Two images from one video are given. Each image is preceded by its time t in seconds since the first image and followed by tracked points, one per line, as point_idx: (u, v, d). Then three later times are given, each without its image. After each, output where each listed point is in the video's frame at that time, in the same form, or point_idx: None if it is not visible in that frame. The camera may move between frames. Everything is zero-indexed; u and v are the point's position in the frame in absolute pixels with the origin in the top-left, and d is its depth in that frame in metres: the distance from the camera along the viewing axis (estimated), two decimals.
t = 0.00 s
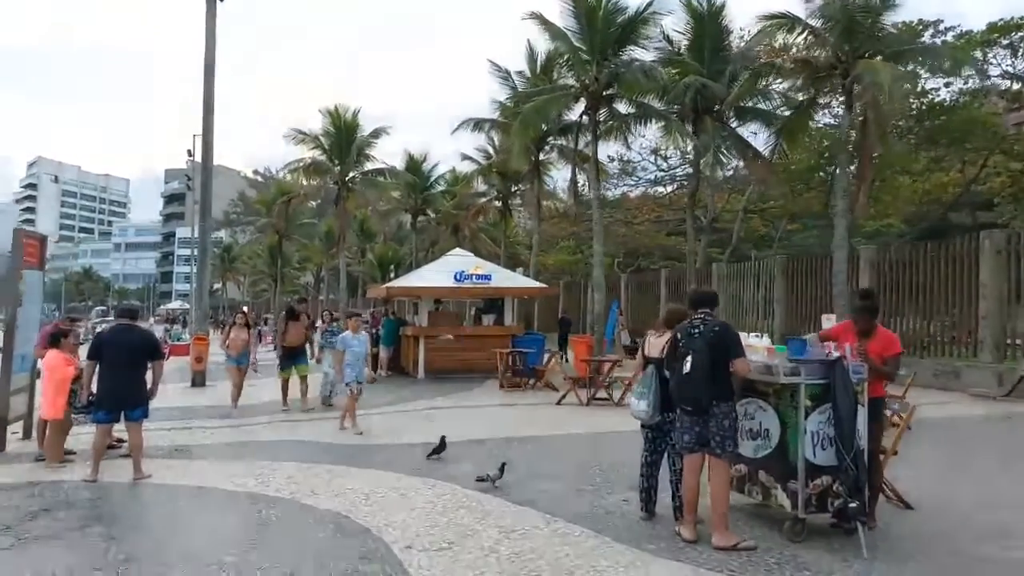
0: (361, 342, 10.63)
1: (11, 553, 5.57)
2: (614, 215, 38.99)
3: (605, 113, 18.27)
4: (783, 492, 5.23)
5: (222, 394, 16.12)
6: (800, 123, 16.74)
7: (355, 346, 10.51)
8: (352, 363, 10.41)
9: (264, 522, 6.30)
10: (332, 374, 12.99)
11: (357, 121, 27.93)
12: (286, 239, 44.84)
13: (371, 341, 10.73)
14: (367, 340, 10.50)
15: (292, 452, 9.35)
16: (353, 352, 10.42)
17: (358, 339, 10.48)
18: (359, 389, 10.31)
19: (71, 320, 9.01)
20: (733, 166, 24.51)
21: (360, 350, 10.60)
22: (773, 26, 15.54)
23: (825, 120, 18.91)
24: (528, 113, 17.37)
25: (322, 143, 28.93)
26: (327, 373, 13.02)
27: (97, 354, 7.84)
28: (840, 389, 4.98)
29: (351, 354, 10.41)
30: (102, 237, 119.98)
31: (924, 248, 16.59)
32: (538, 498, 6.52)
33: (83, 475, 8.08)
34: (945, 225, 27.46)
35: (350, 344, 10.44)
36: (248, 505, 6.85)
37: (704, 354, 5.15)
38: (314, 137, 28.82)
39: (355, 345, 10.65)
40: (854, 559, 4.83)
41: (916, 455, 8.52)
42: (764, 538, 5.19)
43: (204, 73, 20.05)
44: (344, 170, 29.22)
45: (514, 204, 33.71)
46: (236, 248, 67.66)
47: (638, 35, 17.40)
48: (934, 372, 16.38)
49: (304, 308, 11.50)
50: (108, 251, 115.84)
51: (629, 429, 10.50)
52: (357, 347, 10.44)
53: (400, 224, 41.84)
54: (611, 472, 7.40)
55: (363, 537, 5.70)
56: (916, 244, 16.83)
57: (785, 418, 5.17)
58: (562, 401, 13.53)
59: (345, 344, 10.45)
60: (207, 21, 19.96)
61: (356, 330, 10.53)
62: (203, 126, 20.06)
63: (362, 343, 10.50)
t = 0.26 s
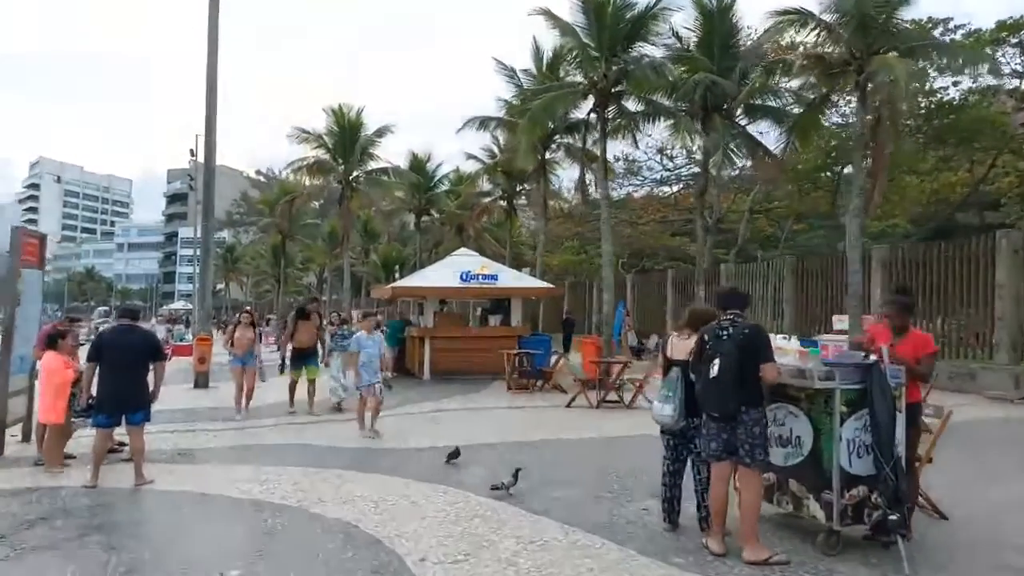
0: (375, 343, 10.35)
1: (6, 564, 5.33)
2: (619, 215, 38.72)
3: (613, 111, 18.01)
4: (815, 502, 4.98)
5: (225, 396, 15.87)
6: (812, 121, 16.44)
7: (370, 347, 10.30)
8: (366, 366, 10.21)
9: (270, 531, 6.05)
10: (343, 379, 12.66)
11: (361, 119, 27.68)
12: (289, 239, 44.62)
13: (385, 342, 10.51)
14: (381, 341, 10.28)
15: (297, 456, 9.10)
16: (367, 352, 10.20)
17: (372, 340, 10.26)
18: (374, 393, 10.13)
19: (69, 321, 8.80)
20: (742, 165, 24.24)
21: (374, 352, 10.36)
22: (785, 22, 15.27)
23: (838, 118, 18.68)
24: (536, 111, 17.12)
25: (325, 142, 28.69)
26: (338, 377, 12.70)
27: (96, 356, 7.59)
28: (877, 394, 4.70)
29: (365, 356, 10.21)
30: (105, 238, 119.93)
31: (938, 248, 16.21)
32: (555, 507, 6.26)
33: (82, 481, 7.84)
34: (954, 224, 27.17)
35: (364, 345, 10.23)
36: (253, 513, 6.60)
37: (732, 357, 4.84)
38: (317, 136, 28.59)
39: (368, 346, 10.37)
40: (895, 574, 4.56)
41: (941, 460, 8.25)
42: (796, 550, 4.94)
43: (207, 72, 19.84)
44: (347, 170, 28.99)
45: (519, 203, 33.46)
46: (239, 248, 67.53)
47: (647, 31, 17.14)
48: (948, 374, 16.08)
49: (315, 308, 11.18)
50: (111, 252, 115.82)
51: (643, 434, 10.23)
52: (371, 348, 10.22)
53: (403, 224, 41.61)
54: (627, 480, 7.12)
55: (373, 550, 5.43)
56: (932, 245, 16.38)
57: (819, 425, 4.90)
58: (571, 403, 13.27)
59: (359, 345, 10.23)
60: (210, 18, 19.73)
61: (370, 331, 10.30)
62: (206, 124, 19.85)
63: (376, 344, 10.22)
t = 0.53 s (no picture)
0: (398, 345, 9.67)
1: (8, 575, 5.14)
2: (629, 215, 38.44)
3: (626, 109, 17.76)
4: (855, 514, 4.74)
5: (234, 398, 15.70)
6: (830, 118, 16.14)
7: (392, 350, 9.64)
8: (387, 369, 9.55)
9: (280, 541, 5.83)
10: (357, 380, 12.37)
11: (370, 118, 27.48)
12: (298, 239, 44.53)
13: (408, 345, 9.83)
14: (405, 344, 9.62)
15: (308, 461, 8.90)
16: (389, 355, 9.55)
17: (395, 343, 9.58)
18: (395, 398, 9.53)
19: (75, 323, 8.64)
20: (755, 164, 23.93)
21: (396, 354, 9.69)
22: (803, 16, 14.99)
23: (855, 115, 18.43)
24: (548, 109, 16.89)
25: (334, 142, 28.51)
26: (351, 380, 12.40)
27: (103, 359, 7.40)
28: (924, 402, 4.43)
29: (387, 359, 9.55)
30: (115, 238, 120.42)
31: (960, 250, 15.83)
32: (576, 517, 6.02)
33: (89, 486, 7.65)
34: (971, 224, 26.77)
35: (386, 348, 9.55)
36: (263, 521, 6.40)
37: (764, 362, 4.46)
38: (326, 135, 28.42)
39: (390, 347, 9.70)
40: None
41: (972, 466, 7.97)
42: (833, 566, 4.70)
43: (216, 71, 19.69)
44: (357, 169, 28.81)
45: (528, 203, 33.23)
46: (248, 249, 67.61)
47: (661, 26, 16.88)
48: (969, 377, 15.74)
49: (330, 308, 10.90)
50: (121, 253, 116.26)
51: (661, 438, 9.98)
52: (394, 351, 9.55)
53: (412, 224, 41.45)
54: (650, 489, 6.88)
55: (390, 562, 5.21)
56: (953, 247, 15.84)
57: (860, 433, 4.65)
58: (585, 405, 13.02)
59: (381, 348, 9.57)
60: (220, 16, 19.58)
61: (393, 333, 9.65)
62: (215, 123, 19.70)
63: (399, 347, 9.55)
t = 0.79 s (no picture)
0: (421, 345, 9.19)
1: None
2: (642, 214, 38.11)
3: (640, 105, 17.51)
4: (897, 523, 4.50)
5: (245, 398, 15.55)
6: (849, 113, 15.81)
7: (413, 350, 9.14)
8: (408, 369, 9.03)
9: (291, 546, 5.63)
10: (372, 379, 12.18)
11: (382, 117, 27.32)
12: (310, 239, 44.52)
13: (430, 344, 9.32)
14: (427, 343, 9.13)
15: (319, 462, 8.73)
16: (410, 355, 9.05)
17: (417, 342, 9.09)
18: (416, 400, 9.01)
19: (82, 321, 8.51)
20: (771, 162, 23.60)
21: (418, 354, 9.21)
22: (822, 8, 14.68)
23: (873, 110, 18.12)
24: (561, 106, 16.68)
25: (346, 141, 28.38)
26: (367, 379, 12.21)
27: (110, 359, 7.25)
28: (970, 402, 4.23)
29: (407, 359, 9.05)
30: (128, 239, 121.14)
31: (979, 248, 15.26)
32: (598, 523, 5.79)
33: (97, 488, 7.50)
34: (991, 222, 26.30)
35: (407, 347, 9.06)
36: (275, 525, 6.21)
37: (798, 361, 4.22)
38: (337, 134, 28.28)
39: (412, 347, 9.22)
40: None
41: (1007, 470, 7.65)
42: None
43: (227, 69, 19.61)
44: (368, 168, 28.67)
45: (540, 202, 32.99)
46: (261, 249, 67.78)
47: (677, 20, 16.60)
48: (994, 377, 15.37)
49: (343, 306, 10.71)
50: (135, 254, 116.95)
51: (679, 441, 9.73)
52: (415, 351, 9.06)
53: (424, 223, 41.30)
54: (671, 495, 6.64)
55: (404, 569, 5.01)
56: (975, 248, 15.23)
57: (902, 437, 4.40)
58: (601, 406, 12.78)
59: (402, 347, 9.08)
60: (230, 14, 19.48)
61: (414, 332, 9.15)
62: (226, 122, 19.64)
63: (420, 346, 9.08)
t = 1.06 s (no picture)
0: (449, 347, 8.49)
1: None
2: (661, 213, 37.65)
3: (662, 100, 17.14)
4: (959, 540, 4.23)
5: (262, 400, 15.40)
6: (879, 106, 15.32)
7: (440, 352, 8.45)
8: (434, 373, 8.30)
9: (306, 557, 5.38)
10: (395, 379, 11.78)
11: (399, 116, 27.14)
12: (328, 240, 44.52)
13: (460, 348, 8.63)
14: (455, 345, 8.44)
15: (335, 467, 8.47)
16: (436, 358, 8.36)
17: (444, 344, 8.42)
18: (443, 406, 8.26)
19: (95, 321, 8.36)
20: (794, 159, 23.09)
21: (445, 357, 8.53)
22: None
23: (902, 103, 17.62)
24: (581, 101, 16.35)
25: (362, 140, 28.20)
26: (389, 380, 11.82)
27: (120, 361, 7.04)
28: None
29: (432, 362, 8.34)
30: (149, 241, 122.32)
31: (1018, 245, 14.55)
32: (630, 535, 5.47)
33: (109, 494, 7.31)
34: None
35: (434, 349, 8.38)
36: (290, 534, 5.98)
37: (854, 364, 3.87)
38: (354, 134, 28.14)
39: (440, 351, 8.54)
40: None
41: None
42: None
43: (244, 68, 19.49)
44: (385, 168, 28.50)
45: (558, 201, 32.65)
46: (279, 250, 68.04)
47: (699, 13, 16.22)
48: None
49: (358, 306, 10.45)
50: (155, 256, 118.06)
51: (708, 447, 9.35)
52: (442, 354, 8.36)
53: (441, 224, 41.12)
54: (703, 505, 6.30)
55: None
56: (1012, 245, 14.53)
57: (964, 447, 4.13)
58: (624, 409, 12.45)
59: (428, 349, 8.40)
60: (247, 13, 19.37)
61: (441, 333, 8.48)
62: (243, 122, 19.54)
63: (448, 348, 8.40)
